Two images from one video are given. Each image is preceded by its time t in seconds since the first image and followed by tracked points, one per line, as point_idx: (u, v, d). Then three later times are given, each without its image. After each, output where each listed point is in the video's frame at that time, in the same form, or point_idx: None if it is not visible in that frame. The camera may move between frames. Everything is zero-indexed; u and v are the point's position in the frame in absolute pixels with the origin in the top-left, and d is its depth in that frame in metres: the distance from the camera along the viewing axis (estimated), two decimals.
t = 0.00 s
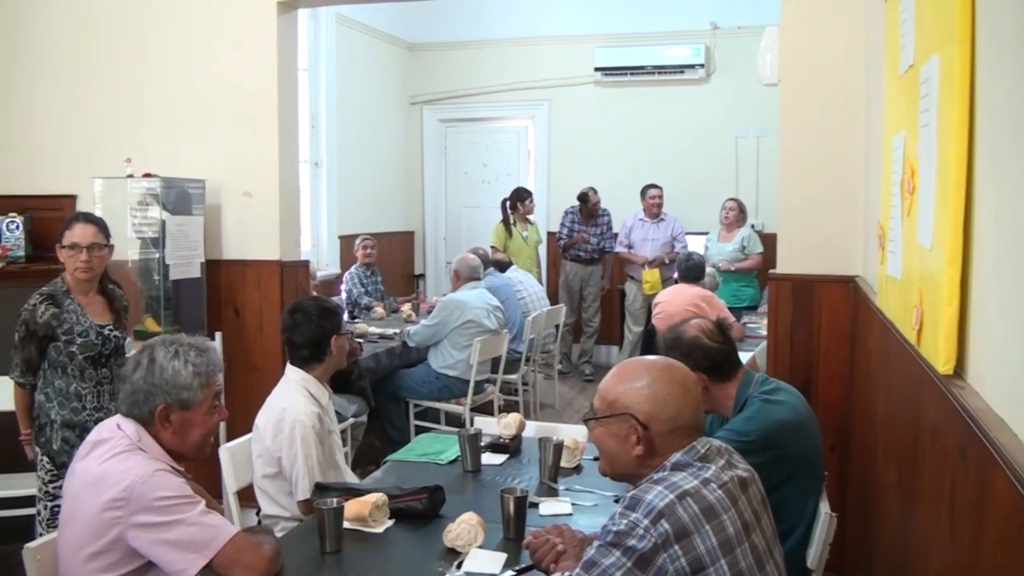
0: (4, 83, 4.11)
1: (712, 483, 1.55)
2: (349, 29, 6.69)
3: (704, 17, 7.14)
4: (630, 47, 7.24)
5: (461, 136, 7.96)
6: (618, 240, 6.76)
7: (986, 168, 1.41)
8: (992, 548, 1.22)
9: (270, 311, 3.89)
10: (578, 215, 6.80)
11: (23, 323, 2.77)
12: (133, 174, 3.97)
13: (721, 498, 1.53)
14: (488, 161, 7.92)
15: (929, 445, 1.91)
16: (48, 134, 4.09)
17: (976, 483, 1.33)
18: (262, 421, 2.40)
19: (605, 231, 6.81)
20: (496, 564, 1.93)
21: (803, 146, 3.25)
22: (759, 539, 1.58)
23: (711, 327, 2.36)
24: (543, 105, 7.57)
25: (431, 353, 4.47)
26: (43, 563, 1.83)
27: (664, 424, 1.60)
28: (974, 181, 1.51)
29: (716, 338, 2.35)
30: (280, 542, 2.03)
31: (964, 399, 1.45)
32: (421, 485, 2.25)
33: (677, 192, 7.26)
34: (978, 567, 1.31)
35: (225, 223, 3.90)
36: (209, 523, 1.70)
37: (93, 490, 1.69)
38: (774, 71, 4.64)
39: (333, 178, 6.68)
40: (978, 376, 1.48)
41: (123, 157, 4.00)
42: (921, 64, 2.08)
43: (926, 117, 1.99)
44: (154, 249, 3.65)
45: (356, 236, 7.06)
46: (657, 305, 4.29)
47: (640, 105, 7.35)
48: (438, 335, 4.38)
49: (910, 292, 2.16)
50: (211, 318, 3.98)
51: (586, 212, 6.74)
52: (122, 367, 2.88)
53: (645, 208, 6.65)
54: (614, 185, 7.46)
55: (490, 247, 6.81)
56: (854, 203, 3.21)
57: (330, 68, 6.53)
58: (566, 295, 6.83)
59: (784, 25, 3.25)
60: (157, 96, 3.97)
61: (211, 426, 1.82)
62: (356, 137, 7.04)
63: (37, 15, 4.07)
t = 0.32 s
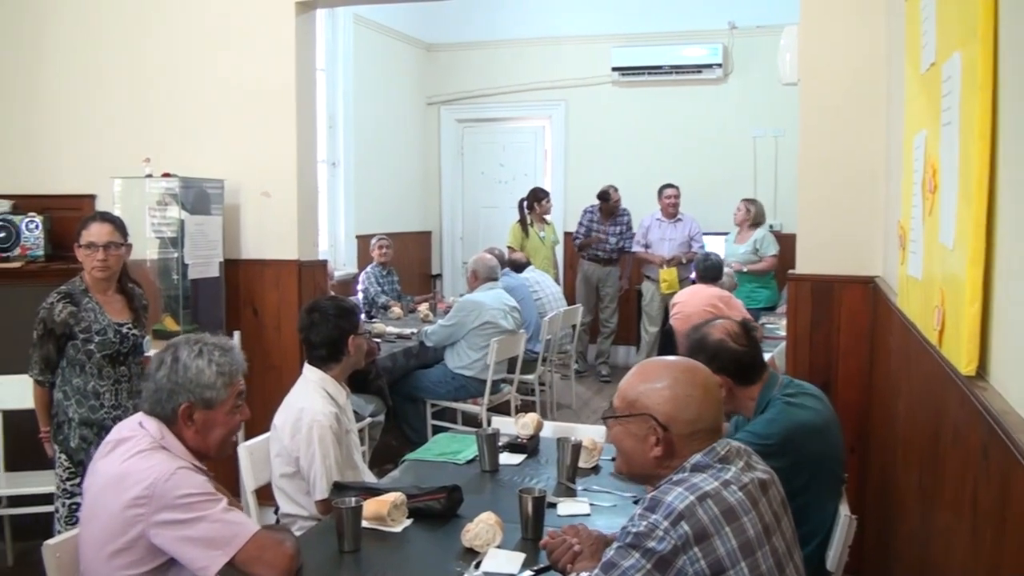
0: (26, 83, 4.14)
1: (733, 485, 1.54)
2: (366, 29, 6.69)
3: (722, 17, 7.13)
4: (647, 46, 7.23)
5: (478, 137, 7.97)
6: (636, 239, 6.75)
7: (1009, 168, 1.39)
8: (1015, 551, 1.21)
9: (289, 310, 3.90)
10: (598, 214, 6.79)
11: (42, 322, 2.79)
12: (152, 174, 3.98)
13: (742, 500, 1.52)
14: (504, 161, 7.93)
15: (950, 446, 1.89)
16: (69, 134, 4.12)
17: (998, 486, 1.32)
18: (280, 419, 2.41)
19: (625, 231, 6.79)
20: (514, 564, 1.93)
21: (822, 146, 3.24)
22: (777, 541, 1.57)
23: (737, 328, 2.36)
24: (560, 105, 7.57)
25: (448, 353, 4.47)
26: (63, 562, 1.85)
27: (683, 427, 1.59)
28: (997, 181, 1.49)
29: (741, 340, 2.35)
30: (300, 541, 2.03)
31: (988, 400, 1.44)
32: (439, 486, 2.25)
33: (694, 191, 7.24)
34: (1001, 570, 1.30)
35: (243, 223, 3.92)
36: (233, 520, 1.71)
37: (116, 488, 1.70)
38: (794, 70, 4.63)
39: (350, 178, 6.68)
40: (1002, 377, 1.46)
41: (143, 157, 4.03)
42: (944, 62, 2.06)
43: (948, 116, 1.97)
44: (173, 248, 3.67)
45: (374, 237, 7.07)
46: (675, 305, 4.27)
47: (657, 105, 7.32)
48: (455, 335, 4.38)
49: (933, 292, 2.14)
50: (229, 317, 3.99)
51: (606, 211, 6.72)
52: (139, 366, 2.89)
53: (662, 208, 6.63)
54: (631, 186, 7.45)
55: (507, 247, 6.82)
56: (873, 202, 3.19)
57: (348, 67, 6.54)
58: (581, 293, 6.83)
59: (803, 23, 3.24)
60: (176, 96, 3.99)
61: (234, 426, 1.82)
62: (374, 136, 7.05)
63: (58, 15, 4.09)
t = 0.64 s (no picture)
0: (48, 84, 4.17)
1: (754, 484, 1.53)
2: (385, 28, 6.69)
3: (741, 16, 7.11)
4: (666, 45, 7.21)
5: (497, 135, 7.97)
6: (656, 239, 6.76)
7: None
8: None
9: (309, 309, 3.92)
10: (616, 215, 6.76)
11: (63, 320, 2.81)
12: (173, 173, 4.01)
13: (764, 499, 1.52)
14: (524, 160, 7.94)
15: (972, 447, 1.87)
16: (91, 135, 4.15)
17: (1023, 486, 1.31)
18: (302, 417, 2.41)
19: (644, 230, 6.78)
20: (536, 563, 1.93)
21: (843, 144, 3.22)
22: (799, 541, 1.56)
23: (756, 334, 2.37)
24: (580, 104, 7.56)
25: (467, 352, 4.48)
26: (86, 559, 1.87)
27: (704, 427, 1.59)
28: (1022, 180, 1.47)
29: (759, 346, 2.36)
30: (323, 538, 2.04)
31: (1012, 400, 1.42)
32: (461, 485, 2.25)
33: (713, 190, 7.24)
34: None
35: (265, 222, 3.94)
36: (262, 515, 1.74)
37: (153, 483, 1.74)
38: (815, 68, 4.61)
39: (370, 178, 6.68)
40: None
41: (163, 157, 4.05)
42: (967, 60, 2.04)
43: (971, 115, 1.95)
44: (195, 248, 3.69)
45: (393, 236, 7.09)
46: (696, 304, 4.26)
47: (676, 104, 7.30)
48: (474, 334, 4.39)
49: (956, 290, 2.12)
50: (250, 316, 4.01)
51: (625, 211, 6.70)
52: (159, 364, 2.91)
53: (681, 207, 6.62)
54: (649, 185, 7.43)
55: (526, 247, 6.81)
56: (894, 201, 3.17)
57: (367, 68, 6.56)
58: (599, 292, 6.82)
59: (824, 20, 3.22)
60: (197, 96, 4.01)
61: (262, 424, 1.85)
62: (393, 137, 7.07)
63: (82, 16, 4.12)
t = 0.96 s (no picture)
0: (72, 84, 4.20)
1: (772, 483, 1.52)
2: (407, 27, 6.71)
3: (763, 14, 7.08)
4: (687, 42, 7.19)
5: (518, 135, 7.98)
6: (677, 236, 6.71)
7: None
8: None
9: (331, 307, 3.93)
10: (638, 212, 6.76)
11: (86, 317, 2.83)
12: (197, 172, 4.03)
13: (781, 498, 1.50)
14: (544, 159, 7.94)
15: (999, 448, 1.86)
16: (115, 135, 4.18)
17: None
18: (324, 415, 2.43)
19: (666, 228, 6.76)
20: (559, 562, 1.93)
21: (869, 142, 3.20)
22: (819, 542, 1.55)
23: (777, 334, 2.38)
24: (601, 102, 7.54)
25: (488, 351, 4.48)
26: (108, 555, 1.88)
27: (699, 427, 1.61)
28: None
29: (778, 346, 2.38)
30: (347, 536, 2.05)
31: None
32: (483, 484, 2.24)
33: (734, 189, 7.22)
34: None
35: (287, 221, 3.95)
36: (288, 510, 1.75)
37: (180, 476, 1.76)
38: (839, 65, 4.58)
39: (391, 177, 6.70)
40: None
41: (186, 156, 4.08)
42: (994, 57, 2.02)
43: (998, 113, 1.93)
44: (217, 246, 3.70)
45: (414, 235, 7.11)
46: (717, 304, 4.28)
47: (696, 102, 7.28)
48: (495, 333, 4.40)
49: (982, 289, 2.10)
50: (273, 314, 4.03)
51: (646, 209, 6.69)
52: (182, 361, 2.93)
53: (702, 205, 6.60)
54: (669, 184, 7.42)
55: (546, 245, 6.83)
56: (918, 199, 3.15)
57: (388, 67, 6.57)
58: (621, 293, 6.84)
59: (850, 16, 3.20)
60: (219, 95, 4.04)
61: (288, 422, 1.86)
62: (414, 136, 7.08)
63: (107, 16, 4.14)
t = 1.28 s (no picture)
0: (105, 83, 4.24)
1: (798, 483, 1.52)
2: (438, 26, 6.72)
3: (795, 11, 7.03)
4: (719, 41, 7.15)
5: (548, 133, 7.97)
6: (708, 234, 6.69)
7: None
8: None
9: (363, 305, 3.95)
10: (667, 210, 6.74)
11: (122, 313, 2.87)
12: (230, 170, 4.07)
13: (806, 499, 1.50)
14: (575, 157, 7.92)
15: None
16: (149, 133, 4.22)
17: None
18: (357, 412, 2.44)
19: (697, 226, 6.72)
20: (593, 562, 1.92)
21: (905, 141, 3.16)
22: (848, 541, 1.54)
23: (808, 333, 2.37)
24: (633, 101, 7.51)
25: (517, 349, 4.48)
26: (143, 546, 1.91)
27: (722, 429, 1.62)
28: None
29: (810, 346, 2.36)
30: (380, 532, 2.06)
31: None
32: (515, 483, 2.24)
33: (765, 188, 7.17)
34: None
35: (320, 219, 3.98)
36: (323, 507, 1.76)
37: (216, 473, 1.77)
38: (874, 64, 4.55)
39: (422, 176, 6.71)
40: None
41: (220, 154, 4.11)
42: None
43: None
44: (250, 243, 3.74)
45: (444, 233, 7.12)
46: (749, 304, 4.28)
47: (727, 100, 7.24)
48: (525, 331, 4.40)
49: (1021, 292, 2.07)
50: (305, 311, 4.06)
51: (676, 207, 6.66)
52: (214, 357, 2.94)
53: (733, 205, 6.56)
54: (699, 182, 7.38)
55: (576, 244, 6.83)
56: (955, 200, 3.11)
57: (419, 66, 6.58)
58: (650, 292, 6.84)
59: (886, 15, 3.16)
60: (253, 94, 4.07)
61: (328, 414, 1.92)
62: (444, 136, 7.09)
63: (141, 16, 4.18)
